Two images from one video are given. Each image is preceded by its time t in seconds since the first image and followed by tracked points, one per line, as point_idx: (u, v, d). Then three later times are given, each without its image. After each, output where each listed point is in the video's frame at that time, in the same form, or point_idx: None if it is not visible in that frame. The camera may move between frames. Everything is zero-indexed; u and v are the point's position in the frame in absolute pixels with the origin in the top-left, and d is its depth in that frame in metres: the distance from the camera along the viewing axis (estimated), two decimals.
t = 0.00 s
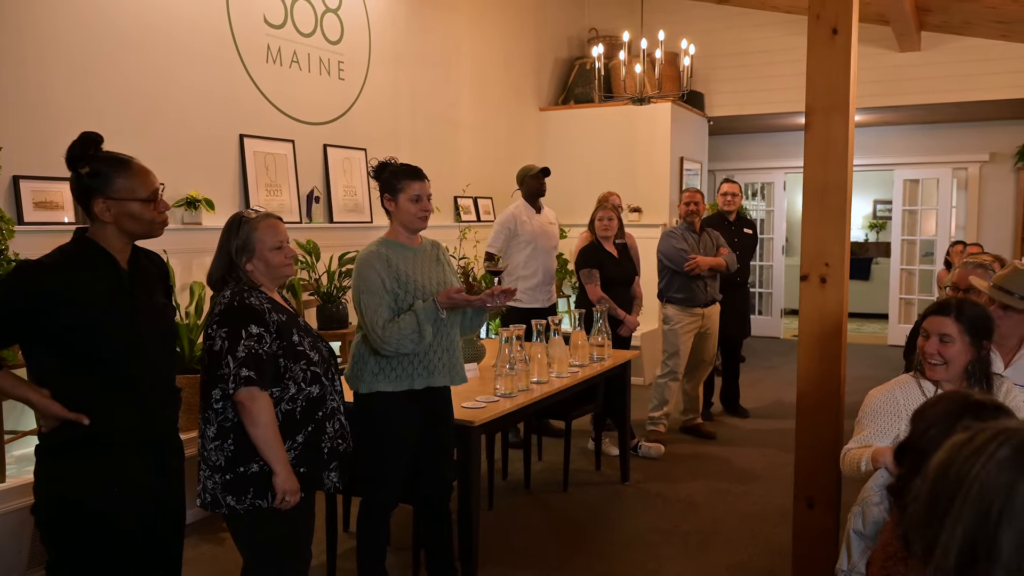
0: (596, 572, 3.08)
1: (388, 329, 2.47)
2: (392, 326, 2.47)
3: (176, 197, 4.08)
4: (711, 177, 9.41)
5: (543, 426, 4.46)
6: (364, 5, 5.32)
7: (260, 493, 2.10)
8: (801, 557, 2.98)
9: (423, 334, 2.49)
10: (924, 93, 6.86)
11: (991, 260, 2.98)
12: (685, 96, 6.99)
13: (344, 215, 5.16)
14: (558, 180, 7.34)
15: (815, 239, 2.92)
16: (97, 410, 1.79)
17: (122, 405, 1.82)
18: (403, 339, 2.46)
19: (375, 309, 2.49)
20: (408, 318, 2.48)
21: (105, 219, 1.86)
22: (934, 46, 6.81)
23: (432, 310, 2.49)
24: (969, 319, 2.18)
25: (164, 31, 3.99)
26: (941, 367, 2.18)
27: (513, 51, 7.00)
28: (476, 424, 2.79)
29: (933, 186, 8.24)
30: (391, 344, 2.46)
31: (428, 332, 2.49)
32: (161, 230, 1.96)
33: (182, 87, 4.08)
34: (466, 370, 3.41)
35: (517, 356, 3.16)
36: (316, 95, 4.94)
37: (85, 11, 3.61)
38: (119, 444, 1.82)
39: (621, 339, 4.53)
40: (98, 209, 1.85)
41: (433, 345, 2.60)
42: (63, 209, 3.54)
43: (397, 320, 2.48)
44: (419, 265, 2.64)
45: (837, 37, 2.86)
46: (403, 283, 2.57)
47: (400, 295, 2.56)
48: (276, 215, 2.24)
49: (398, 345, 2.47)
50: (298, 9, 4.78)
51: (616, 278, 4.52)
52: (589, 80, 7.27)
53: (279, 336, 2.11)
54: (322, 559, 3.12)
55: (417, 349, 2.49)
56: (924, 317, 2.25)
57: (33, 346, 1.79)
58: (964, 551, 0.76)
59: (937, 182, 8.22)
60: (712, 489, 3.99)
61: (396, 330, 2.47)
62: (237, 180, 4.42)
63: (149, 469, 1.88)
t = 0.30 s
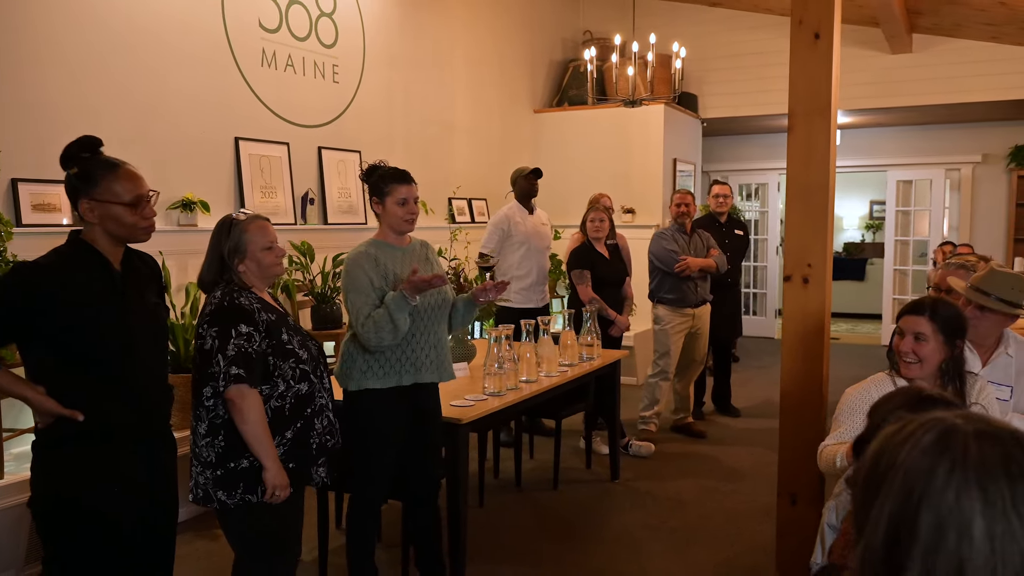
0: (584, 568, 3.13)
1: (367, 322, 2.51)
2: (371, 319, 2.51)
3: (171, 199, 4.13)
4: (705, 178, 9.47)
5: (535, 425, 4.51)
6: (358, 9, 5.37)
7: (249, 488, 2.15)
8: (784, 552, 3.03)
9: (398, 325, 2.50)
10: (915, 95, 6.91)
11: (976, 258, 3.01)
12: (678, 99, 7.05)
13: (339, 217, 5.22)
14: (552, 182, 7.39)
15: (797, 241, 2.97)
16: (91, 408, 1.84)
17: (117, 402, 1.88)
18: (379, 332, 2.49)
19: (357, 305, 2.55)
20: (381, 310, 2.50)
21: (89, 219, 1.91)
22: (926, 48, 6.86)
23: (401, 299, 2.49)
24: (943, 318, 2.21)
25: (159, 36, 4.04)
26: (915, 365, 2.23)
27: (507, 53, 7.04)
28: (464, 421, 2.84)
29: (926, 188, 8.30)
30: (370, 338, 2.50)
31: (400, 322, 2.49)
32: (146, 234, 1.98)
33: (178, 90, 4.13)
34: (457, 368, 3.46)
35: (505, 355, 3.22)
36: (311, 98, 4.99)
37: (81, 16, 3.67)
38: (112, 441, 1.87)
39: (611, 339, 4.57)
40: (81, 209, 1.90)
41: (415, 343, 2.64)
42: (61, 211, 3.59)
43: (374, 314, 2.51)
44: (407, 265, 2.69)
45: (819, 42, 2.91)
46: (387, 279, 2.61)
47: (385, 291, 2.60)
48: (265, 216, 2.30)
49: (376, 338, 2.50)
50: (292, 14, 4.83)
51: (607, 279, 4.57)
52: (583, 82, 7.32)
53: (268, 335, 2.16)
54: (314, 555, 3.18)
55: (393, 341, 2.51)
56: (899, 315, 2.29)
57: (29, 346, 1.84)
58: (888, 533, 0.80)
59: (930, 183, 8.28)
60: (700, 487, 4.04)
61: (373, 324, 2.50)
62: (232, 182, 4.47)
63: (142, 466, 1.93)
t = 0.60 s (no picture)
0: (571, 561, 3.18)
1: (343, 322, 2.59)
2: (346, 320, 2.58)
3: (168, 199, 4.19)
4: (701, 178, 9.53)
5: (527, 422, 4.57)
6: (353, 11, 5.43)
7: (240, 480, 2.21)
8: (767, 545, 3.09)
9: (369, 330, 2.55)
10: (908, 95, 6.96)
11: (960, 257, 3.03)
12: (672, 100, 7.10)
13: (334, 217, 5.28)
14: (547, 182, 7.44)
15: (780, 240, 3.02)
16: (86, 401, 1.90)
17: (112, 395, 1.93)
18: (352, 334, 2.56)
19: (337, 303, 2.62)
20: (355, 314, 2.57)
21: (80, 217, 1.96)
22: (918, 49, 6.91)
23: (371, 309, 2.53)
24: (917, 315, 2.26)
25: (156, 39, 4.10)
26: (889, 361, 2.28)
27: (502, 55, 7.10)
28: (452, 416, 2.89)
29: (921, 188, 8.37)
30: (343, 339, 2.58)
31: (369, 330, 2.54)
32: (135, 234, 2.01)
33: (174, 92, 4.19)
34: (447, 365, 3.53)
35: (494, 352, 3.28)
36: (306, 100, 5.05)
37: (79, 20, 3.73)
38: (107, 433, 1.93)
39: (602, 337, 4.63)
40: (72, 207, 1.96)
41: (396, 342, 2.68)
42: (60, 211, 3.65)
43: (349, 316, 2.58)
44: (395, 265, 2.74)
45: (800, 44, 2.96)
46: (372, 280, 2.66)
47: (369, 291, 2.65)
48: (256, 216, 2.35)
49: (348, 339, 2.57)
50: (288, 17, 4.89)
51: (598, 278, 4.63)
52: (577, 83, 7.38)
53: (258, 331, 2.22)
54: (306, 548, 3.24)
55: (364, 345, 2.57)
56: (874, 312, 2.34)
57: (28, 340, 1.91)
58: (815, 509, 0.85)
59: (924, 183, 8.35)
60: (688, 482, 4.10)
61: (346, 325, 2.57)
62: (228, 183, 4.53)
63: (135, 458, 1.98)
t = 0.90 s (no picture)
0: (567, 555, 3.25)
1: (337, 320, 2.67)
2: (339, 318, 2.67)
3: (172, 200, 4.26)
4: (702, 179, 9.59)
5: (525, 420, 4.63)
6: (355, 14, 5.50)
7: (241, 473, 2.28)
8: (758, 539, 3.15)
9: (360, 328, 2.63)
10: (906, 96, 7.00)
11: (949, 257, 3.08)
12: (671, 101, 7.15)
13: (336, 217, 5.35)
14: (548, 183, 7.51)
15: (771, 240, 3.08)
16: (93, 394, 1.97)
17: (118, 390, 2.01)
18: (344, 331, 2.65)
19: (332, 301, 2.71)
20: (347, 312, 2.65)
21: (89, 218, 2.03)
22: (916, 50, 6.95)
23: (363, 308, 2.61)
24: (898, 313, 2.31)
25: (160, 43, 4.18)
26: (873, 358, 2.34)
27: (503, 57, 7.17)
28: (449, 412, 2.96)
29: (921, 188, 8.40)
30: (337, 337, 2.67)
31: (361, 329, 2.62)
32: (141, 234, 2.09)
33: (179, 96, 4.28)
34: (446, 363, 3.60)
35: (491, 350, 3.34)
36: (308, 102, 5.13)
37: (85, 25, 3.81)
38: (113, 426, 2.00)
39: (599, 336, 4.69)
40: (80, 208, 2.03)
41: (390, 340, 2.76)
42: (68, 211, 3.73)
43: (342, 314, 2.67)
44: (391, 264, 2.80)
45: (791, 48, 3.02)
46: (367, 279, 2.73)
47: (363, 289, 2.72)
48: (257, 217, 2.42)
49: (341, 336, 2.66)
50: (290, 21, 4.96)
51: (596, 278, 4.69)
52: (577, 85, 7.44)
53: (259, 329, 2.29)
54: (307, 541, 3.31)
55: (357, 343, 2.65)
56: (857, 310, 2.40)
57: (37, 337, 1.98)
58: (768, 489, 0.90)
59: (924, 184, 8.37)
60: (682, 479, 4.16)
61: (339, 322, 2.66)
62: (231, 184, 4.61)
63: (140, 449, 2.06)
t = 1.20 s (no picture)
0: (562, 547, 3.33)
1: (333, 315, 2.74)
2: (336, 313, 2.73)
3: (176, 201, 4.35)
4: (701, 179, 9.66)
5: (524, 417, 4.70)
6: (355, 17, 5.58)
7: (244, 465, 2.35)
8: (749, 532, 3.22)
9: (355, 322, 2.70)
10: (902, 97, 7.06)
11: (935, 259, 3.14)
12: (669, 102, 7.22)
13: (337, 218, 5.44)
14: (548, 183, 7.58)
15: (762, 240, 3.14)
16: (101, 388, 2.05)
17: (124, 384, 2.09)
18: (339, 326, 2.71)
19: (330, 297, 2.78)
20: (343, 305, 2.72)
21: (98, 219, 2.11)
22: (912, 51, 7.01)
23: (357, 298, 2.68)
24: (881, 310, 2.37)
25: (165, 47, 4.26)
26: (856, 353, 2.41)
27: (503, 59, 7.24)
28: (446, 408, 3.03)
29: (918, 188, 8.45)
30: (333, 330, 2.73)
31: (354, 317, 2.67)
32: (149, 234, 2.18)
33: (182, 98, 4.36)
34: (444, 360, 3.67)
35: (488, 347, 3.41)
36: (310, 105, 5.21)
37: (89, 30, 3.89)
38: (119, 419, 2.08)
39: (597, 334, 4.75)
40: (90, 210, 2.11)
41: (385, 337, 2.83)
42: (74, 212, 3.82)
43: (338, 307, 2.73)
44: (388, 263, 2.87)
45: (780, 51, 3.09)
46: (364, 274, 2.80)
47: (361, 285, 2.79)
48: (260, 218, 2.49)
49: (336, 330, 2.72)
50: (292, 24, 5.04)
51: (593, 277, 4.76)
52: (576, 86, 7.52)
53: (260, 326, 2.36)
54: (308, 534, 3.39)
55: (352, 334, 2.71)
56: (842, 307, 2.46)
57: (46, 333, 2.06)
58: (729, 470, 0.96)
59: (922, 183, 8.43)
60: (677, 474, 4.23)
61: (335, 317, 2.72)
62: (234, 185, 4.69)
63: (145, 441, 2.13)
